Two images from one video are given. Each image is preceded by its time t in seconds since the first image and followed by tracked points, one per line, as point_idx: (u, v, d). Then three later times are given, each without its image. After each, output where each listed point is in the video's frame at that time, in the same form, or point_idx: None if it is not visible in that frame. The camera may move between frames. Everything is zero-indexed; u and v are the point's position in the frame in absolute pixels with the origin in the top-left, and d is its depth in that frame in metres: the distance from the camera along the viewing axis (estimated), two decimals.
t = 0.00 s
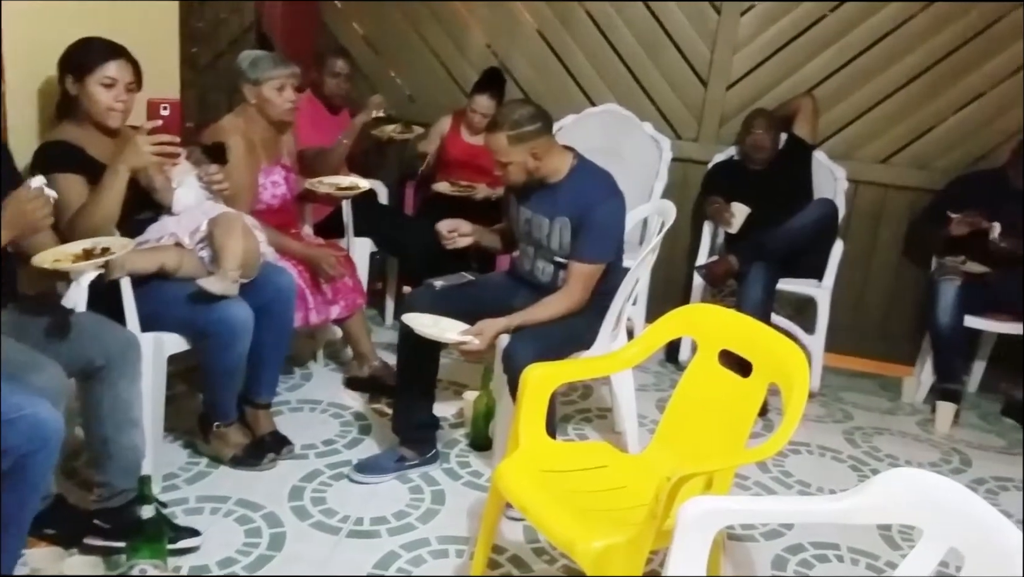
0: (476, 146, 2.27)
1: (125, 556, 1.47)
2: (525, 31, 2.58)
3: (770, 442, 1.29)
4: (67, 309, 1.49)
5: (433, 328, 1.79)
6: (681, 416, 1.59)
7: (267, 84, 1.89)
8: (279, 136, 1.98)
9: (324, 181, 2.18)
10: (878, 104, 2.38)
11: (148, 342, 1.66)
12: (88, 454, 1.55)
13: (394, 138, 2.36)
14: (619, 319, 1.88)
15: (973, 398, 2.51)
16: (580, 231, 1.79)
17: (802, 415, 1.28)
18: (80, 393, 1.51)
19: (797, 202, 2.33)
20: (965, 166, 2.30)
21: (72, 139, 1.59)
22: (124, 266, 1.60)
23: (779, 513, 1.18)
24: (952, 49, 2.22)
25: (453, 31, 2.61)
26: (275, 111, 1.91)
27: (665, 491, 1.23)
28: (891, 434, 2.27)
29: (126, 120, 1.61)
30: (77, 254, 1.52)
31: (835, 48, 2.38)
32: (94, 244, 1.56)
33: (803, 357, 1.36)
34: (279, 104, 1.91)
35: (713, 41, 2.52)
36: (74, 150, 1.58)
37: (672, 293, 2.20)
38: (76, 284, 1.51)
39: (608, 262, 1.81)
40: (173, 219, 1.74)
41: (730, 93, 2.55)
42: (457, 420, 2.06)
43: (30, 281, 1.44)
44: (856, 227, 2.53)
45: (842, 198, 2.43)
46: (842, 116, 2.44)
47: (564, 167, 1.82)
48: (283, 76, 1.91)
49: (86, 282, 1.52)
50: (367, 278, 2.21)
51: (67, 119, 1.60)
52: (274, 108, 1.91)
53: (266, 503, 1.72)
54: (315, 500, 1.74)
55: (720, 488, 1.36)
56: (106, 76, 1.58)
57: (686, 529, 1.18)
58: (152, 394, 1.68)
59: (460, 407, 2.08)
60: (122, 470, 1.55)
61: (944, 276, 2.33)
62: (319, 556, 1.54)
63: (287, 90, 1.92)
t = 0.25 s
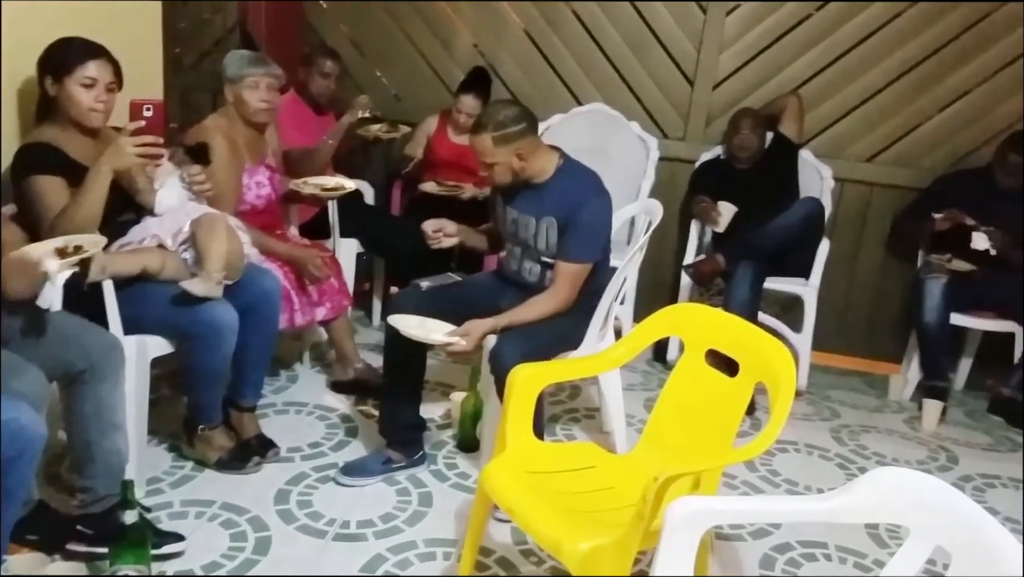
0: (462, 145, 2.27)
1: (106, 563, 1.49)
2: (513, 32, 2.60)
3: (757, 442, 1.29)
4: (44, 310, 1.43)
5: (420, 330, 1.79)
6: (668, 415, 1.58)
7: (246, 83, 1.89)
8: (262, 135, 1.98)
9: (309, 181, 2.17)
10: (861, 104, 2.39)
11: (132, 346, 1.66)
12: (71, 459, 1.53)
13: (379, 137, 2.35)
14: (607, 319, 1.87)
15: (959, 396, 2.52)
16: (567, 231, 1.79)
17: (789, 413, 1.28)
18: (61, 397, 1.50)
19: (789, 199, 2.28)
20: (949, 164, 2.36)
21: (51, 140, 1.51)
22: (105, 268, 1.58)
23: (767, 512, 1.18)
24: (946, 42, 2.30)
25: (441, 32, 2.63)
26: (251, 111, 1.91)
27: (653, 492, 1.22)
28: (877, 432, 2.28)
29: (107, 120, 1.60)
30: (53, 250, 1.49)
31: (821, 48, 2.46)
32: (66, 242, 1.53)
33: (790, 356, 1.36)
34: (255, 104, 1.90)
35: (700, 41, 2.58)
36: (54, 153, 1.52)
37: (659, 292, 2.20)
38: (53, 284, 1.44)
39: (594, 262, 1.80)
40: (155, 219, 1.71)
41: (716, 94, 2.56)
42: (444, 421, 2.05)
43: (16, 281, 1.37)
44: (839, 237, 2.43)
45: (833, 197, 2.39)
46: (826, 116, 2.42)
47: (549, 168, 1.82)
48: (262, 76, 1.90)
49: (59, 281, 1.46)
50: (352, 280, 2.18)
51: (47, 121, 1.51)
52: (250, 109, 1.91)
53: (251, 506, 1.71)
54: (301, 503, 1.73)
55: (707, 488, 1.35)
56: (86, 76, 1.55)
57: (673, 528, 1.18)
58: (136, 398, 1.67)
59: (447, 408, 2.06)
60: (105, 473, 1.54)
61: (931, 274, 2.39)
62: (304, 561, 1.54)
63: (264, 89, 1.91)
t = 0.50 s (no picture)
0: (454, 145, 2.24)
1: (99, 565, 1.50)
2: (506, 32, 2.55)
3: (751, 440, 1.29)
4: (28, 301, 1.45)
5: (412, 329, 1.79)
6: (663, 412, 1.58)
7: (231, 81, 1.93)
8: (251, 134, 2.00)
9: (302, 178, 2.18)
10: (852, 102, 2.45)
11: (122, 346, 1.65)
12: (62, 461, 1.51)
13: (371, 137, 2.32)
14: (600, 317, 1.88)
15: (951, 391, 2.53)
16: (560, 230, 1.78)
17: (782, 411, 1.28)
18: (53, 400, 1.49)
19: (782, 197, 2.29)
20: (944, 158, 2.39)
21: (41, 141, 1.45)
22: (96, 268, 1.56)
23: (763, 510, 1.18)
24: (933, 40, 2.34)
25: (434, 32, 2.59)
26: (236, 109, 1.95)
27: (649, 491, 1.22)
28: (871, 428, 2.28)
29: (96, 119, 1.52)
30: (33, 242, 1.43)
31: (814, 44, 2.49)
32: (47, 233, 1.45)
33: (784, 354, 1.36)
34: (241, 102, 1.94)
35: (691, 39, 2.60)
36: (45, 154, 1.46)
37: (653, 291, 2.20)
38: (36, 275, 1.44)
39: (588, 260, 1.80)
40: (146, 219, 1.67)
41: (708, 91, 2.59)
42: (438, 421, 2.04)
43: None
44: (833, 226, 2.49)
45: (823, 195, 2.43)
46: (820, 112, 2.48)
47: (541, 166, 1.81)
48: (249, 75, 1.94)
49: (45, 272, 1.46)
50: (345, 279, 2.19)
51: (36, 121, 1.45)
52: (235, 106, 1.95)
53: (244, 508, 1.70)
54: (294, 503, 1.72)
55: (702, 486, 1.35)
56: (74, 75, 1.46)
57: (669, 526, 1.18)
58: (127, 399, 1.66)
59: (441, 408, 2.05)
60: (96, 476, 1.51)
61: (922, 270, 2.36)
62: (297, 564, 1.54)
63: (253, 90, 1.96)
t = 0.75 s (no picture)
0: (426, 144, 2.26)
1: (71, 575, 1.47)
2: (476, 29, 2.63)
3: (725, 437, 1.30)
4: None
5: (387, 332, 1.76)
6: (638, 411, 1.59)
7: (199, 82, 1.88)
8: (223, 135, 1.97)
9: (275, 179, 2.16)
10: (827, 96, 2.31)
11: (91, 352, 1.61)
12: (31, 470, 1.49)
13: (341, 138, 2.30)
14: (575, 315, 1.88)
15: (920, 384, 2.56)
16: (533, 230, 1.78)
17: (757, 409, 1.29)
18: (22, 407, 1.46)
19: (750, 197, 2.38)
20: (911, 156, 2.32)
21: (7, 144, 1.43)
22: (63, 277, 1.54)
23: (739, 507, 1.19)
24: (894, 41, 2.21)
25: (407, 35, 2.65)
26: (206, 111, 1.90)
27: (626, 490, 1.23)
28: (842, 422, 2.30)
29: (62, 123, 1.50)
30: None
31: (782, 41, 2.34)
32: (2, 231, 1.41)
33: (757, 352, 1.36)
34: (210, 104, 1.90)
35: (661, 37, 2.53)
36: (9, 160, 1.43)
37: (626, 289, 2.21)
38: None
39: (562, 260, 1.80)
40: (113, 223, 1.66)
41: (680, 88, 2.51)
42: (413, 422, 2.04)
43: None
44: (802, 222, 2.53)
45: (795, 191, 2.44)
46: (785, 112, 2.39)
47: (514, 166, 1.81)
48: (218, 76, 1.89)
49: None
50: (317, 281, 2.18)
51: None
52: (204, 108, 1.90)
53: (218, 513, 1.69)
54: (268, 509, 1.70)
55: (678, 485, 1.36)
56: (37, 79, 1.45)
57: (645, 526, 1.18)
58: (97, 408, 1.62)
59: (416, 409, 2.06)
60: (68, 484, 1.49)
61: (891, 266, 2.45)
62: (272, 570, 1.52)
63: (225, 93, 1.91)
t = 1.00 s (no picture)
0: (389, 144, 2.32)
1: None
2: (437, 29, 2.60)
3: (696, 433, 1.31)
4: None
5: (354, 335, 1.75)
6: (610, 409, 1.59)
7: (159, 84, 1.86)
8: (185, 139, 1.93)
9: (239, 182, 2.17)
10: (781, 94, 2.46)
11: (53, 364, 1.58)
12: None
13: (300, 141, 2.36)
14: (545, 313, 1.88)
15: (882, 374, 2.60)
16: (500, 230, 1.77)
17: (726, 404, 1.30)
18: None
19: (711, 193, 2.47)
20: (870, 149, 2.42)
21: None
22: (21, 286, 1.54)
23: (713, 502, 1.20)
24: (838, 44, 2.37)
25: (366, 33, 2.60)
26: (165, 114, 1.87)
27: (599, 488, 1.23)
28: (808, 413, 2.33)
29: (19, 131, 1.52)
30: None
31: (734, 42, 2.49)
32: None
33: (725, 347, 1.37)
34: (169, 106, 1.87)
35: (622, 36, 2.59)
36: None
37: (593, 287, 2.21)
38: None
39: (531, 259, 1.79)
40: (72, 232, 1.63)
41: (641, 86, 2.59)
42: (383, 426, 2.02)
43: None
44: (764, 215, 2.58)
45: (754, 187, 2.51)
46: (748, 106, 2.51)
47: (479, 167, 1.80)
48: (178, 78, 1.86)
49: None
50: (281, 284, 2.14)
51: None
52: (163, 111, 1.87)
53: (186, 524, 1.66)
54: (236, 518, 1.68)
55: (651, 481, 1.37)
56: None
57: (619, 524, 1.19)
58: (59, 420, 1.59)
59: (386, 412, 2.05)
60: (33, 496, 1.46)
61: (851, 258, 2.46)
62: None
63: (184, 96, 1.89)
